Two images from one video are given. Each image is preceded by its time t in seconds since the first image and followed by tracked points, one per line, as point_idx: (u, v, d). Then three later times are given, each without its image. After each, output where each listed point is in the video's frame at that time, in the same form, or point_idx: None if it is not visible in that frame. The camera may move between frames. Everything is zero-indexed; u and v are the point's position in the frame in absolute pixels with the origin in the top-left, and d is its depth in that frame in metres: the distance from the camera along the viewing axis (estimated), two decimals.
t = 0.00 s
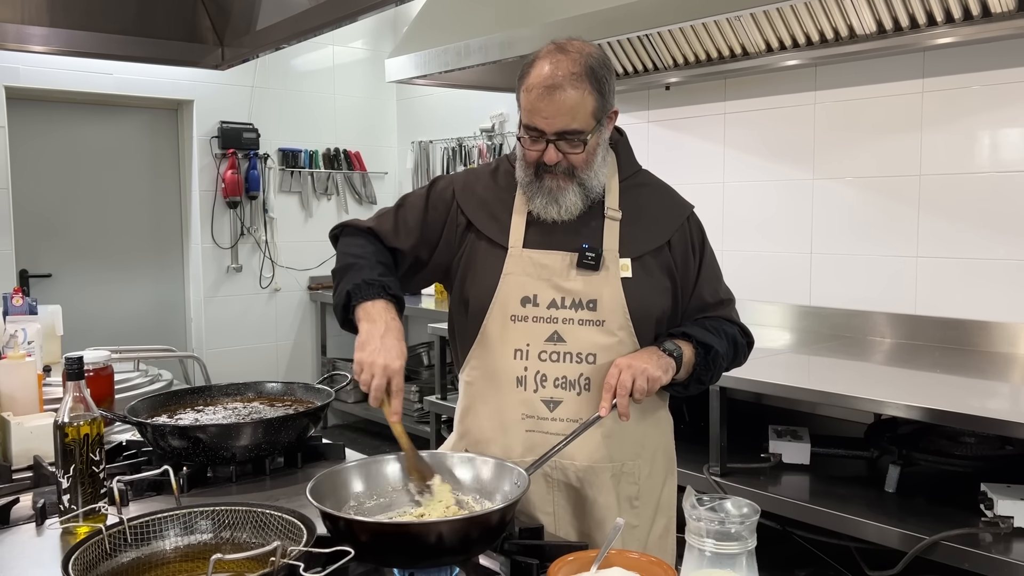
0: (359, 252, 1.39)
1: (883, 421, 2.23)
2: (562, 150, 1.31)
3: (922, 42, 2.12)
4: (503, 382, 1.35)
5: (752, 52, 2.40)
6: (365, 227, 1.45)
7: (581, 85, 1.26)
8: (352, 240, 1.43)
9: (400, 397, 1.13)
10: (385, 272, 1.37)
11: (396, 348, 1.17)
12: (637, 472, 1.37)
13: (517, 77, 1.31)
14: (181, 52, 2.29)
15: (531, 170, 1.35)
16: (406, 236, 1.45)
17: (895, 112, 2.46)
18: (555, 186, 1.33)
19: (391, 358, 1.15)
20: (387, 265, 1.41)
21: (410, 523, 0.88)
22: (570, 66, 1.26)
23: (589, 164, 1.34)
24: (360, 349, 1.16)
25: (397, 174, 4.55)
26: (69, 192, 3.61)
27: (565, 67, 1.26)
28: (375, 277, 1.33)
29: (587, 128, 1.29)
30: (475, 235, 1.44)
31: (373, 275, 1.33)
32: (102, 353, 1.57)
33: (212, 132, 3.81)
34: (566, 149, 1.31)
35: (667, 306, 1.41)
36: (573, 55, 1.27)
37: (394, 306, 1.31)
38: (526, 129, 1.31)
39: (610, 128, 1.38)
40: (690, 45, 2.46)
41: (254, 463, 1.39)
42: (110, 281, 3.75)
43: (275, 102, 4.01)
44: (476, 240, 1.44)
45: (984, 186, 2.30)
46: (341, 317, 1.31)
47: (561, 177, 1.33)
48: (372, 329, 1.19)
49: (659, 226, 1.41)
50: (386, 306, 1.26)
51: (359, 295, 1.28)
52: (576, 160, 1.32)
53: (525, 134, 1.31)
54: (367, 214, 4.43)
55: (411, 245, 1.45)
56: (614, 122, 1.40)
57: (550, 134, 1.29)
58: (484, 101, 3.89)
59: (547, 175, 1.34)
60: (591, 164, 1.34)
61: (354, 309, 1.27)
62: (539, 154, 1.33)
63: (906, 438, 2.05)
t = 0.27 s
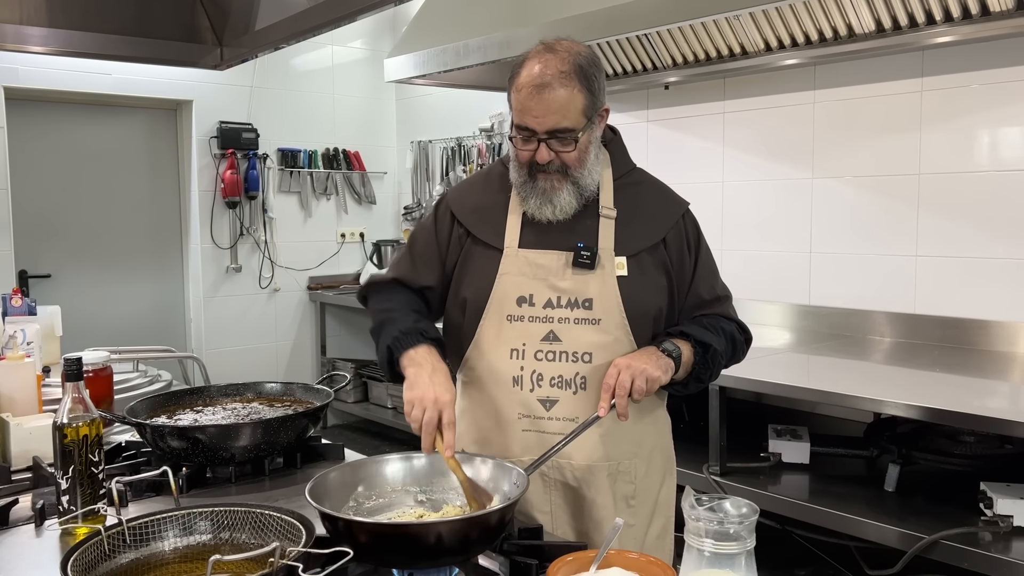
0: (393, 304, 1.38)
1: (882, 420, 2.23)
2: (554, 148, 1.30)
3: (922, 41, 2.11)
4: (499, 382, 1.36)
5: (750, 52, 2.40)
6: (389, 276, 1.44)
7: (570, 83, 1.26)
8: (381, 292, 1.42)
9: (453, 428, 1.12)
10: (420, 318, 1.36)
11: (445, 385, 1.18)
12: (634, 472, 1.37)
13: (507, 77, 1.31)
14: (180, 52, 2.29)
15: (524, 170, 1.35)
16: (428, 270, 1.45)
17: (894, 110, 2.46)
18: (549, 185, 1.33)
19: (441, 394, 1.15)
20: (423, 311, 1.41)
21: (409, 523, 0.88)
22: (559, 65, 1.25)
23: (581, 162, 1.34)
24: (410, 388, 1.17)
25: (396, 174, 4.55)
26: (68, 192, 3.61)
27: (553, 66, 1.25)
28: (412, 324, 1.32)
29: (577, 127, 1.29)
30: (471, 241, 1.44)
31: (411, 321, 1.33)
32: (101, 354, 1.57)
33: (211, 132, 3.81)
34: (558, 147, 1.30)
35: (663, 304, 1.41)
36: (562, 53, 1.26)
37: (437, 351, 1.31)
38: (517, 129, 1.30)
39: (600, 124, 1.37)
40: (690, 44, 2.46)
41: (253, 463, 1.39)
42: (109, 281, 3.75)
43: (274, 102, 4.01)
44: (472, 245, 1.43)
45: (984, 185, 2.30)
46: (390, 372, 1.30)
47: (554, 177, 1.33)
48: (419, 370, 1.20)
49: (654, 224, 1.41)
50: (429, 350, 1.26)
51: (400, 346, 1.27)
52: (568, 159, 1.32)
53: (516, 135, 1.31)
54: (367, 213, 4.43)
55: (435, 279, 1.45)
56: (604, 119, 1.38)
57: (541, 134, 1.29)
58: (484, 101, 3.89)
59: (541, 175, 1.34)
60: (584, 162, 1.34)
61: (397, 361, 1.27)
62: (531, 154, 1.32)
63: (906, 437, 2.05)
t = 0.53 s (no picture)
0: (376, 295, 1.41)
1: (882, 419, 2.23)
2: (549, 146, 1.30)
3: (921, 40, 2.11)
4: (498, 382, 1.36)
5: (749, 51, 2.40)
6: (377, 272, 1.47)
7: (563, 81, 1.26)
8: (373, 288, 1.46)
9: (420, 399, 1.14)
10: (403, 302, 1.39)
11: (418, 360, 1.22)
12: (634, 469, 1.37)
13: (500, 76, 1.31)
14: (179, 53, 2.29)
15: (520, 169, 1.35)
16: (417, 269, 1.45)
17: (893, 109, 2.46)
18: (545, 183, 1.34)
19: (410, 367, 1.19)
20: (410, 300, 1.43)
21: (408, 523, 0.88)
22: (551, 63, 1.25)
23: (576, 159, 1.34)
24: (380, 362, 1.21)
25: (396, 173, 4.55)
26: (67, 193, 3.61)
27: (547, 64, 1.25)
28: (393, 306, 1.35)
29: (572, 124, 1.29)
30: (468, 244, 1.44)
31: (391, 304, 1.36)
32: (100, 354, 1.57)
33: (210, 133, 3.81)
34: (553, 145, 1.30)
35: (661, 302, 1.41)
36: (555, 51, 1.26)
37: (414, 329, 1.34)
38: (512, 127, 1.30)
39: (595, 122, 1.37)
40: (688, 44, 2.46)
41: (253, 463, 1.39)
42: (109, 282, 3.75)
43: (273, 102, 4.01)
44: (468, 247, 1.44)
45: (984, 184, 2.30)
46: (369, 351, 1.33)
47: (549, 174, 1.33)
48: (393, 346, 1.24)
49: (651, 221, 1.41)
50: (405, 329, 1.30)
51: (376, 326, 1.30)
52: (563, 156, 1.32)
53: (511, 133, 1.31)
54: (366, 213, 4.43)
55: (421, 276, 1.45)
56: (599, 117, 1.39)
57: (536, 132, 1.29)
58: (483, 101, 3.89)
59: (536, 173, 1.34)
60: (578, 159, 1.34)
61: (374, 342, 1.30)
62: (526, 152, 1.32)
63: (905, 435, 2.05)
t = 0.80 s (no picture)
0: (395, 319, 1.41)
1: (881, 418, 2.24)
2: (543, 145, 1.31)
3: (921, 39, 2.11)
4: (495, 381, 1.36)
5: (748, 50, 2.40)
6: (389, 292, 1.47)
7: (556, 80, 1.26)
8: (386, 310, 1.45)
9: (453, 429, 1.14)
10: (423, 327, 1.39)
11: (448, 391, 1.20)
12: (631, 468, 1.37)
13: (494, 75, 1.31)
14: (178, 53, 2.29)
15: (515, 168, 1.36)
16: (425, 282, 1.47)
17: (892, 108, 2.46)
18: (540, 182, 1.34)
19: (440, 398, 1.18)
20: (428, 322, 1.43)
21: (407, 523, 0.88)
22: (544, 63, 1.26)
23: (570, 158, 1.34)
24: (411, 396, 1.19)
25: (395, 174, 4.55)
26: (67, 193, 3.61)
27: (539, 64, 1.25)
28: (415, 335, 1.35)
29: (565, 122, 1.29)
30: (465, 244, 1.44)
31: (413, 332, 1.36)
32: (99, 354, 1.57)
33: (209, 133, 3.81)
34: (547, 144, 1.31)
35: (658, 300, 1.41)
36: (547, 51, 1.26)
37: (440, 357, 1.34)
38: (506, 127, 1.31)
39: (589, 121, 1.38)
40: (687, 43, 2.46)
41: (253, 463, 1.39)
42: (108, 282, 3.75)
43: (272, 102, 4.01)
44: (465, 248, 1.44)
45: (983, 183, 2.30)
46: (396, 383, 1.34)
47: (544, 173, 1.34)
48: (423, 377, 1.23)
49: (647, 220, 1.41)
50: (430, 358, 1.29)
51: (402, 359, 1.30)
52: (557, 155, 1.33)
53: (505, 133, 1.32)
54: (366, 213, 4.43)
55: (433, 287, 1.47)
56: (593, 116, 1.40)
57: (529, 131, 1.29)
58: (483, 101, 3.89)
59: (531, 172, 1.35)
60: (573, 158, 1.34)
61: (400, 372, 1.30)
62: (520, 152, 1.33)
63: (904, 434, 2.05)
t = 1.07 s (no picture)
0: (389, 322, 1.40)
1: (881, 417, 2.24)
2: (537, 136, 1.31)
3: (919, 39, 2.11)
4: (493, 379, 1.35)
5: (747, 49, 2.40)
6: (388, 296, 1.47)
7: (550, 70, 1.27)
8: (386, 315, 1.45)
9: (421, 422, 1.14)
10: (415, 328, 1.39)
11: (424, 387, 1.21)
12: (628, 465, 1.37)
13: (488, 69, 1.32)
14: (177, 53, 2.29)
15: (510, 163, 1.36)
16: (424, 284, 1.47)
17: (891, 108, 2.46)
18: (535, 174, 1.34)
19: (413, 392, 1.19)
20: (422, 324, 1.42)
21: (406, 523, 0.88)
22: (538, 54, 1.27)
23: (566, 150, 1.34)
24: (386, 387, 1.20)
25: (395, 174, 4.55)
26: (66, 194, 3.61)
27: (533, 56, 1.27)
28: (403, 333, 1.35)
29: (559, 113, 1.29)
30: (461, 242, 1.45)
31: (404, 330, 1.36)
32: (99, 355, 1.59)
33: (208, 134, 3.81)
34: (541, 135, 1.31)
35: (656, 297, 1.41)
36: (541, 44, 1.28)
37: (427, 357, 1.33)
38: (500, 119, 1.31)
39: (583, 116, 1.38)
40: (686, 42, 2.46)
41: (253, 463, 1.39)
42: (108, 282, 3.75)
43: (271, 102, 4.01)
44: (461, 246, 1.45)
45: (983, 183, 2.30)
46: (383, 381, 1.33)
47: (539, 166, 1.33)
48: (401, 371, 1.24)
49: (643, 217, 1.42)
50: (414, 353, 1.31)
51: (388, 356, 1.30)
52: (552, 147, 1.33)
53: (500, 124, 1.32)
54: (365, 214, 4.43)
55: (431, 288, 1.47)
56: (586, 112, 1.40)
57: (524, 122, 1.30)
58: (482, 101, 3.89)
59: (526, 165, 1.35)
60: (568, 150, 1.34)
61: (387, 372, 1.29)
62: (515, 144, 1.33)
63: (904, 433, 2.05)
